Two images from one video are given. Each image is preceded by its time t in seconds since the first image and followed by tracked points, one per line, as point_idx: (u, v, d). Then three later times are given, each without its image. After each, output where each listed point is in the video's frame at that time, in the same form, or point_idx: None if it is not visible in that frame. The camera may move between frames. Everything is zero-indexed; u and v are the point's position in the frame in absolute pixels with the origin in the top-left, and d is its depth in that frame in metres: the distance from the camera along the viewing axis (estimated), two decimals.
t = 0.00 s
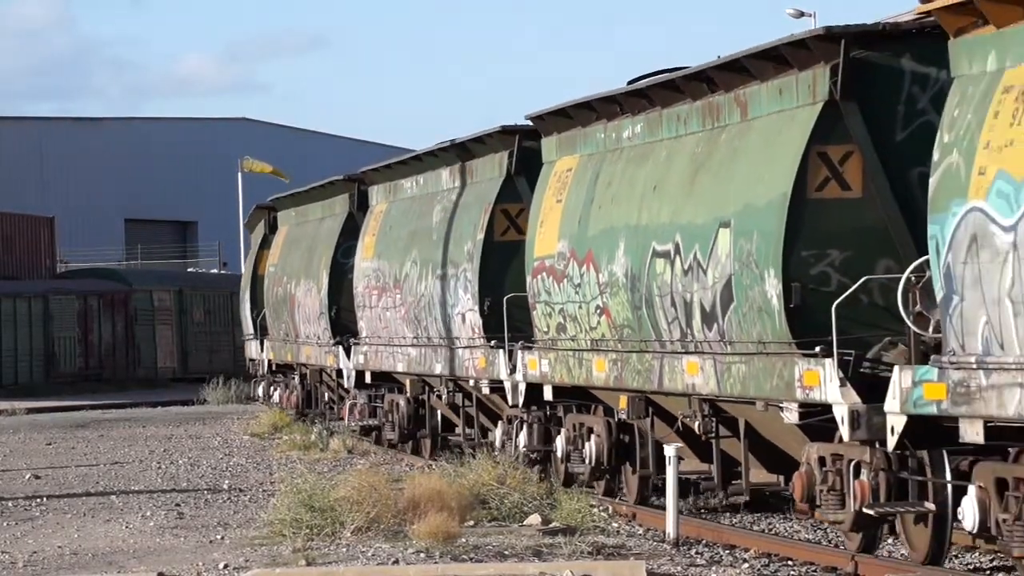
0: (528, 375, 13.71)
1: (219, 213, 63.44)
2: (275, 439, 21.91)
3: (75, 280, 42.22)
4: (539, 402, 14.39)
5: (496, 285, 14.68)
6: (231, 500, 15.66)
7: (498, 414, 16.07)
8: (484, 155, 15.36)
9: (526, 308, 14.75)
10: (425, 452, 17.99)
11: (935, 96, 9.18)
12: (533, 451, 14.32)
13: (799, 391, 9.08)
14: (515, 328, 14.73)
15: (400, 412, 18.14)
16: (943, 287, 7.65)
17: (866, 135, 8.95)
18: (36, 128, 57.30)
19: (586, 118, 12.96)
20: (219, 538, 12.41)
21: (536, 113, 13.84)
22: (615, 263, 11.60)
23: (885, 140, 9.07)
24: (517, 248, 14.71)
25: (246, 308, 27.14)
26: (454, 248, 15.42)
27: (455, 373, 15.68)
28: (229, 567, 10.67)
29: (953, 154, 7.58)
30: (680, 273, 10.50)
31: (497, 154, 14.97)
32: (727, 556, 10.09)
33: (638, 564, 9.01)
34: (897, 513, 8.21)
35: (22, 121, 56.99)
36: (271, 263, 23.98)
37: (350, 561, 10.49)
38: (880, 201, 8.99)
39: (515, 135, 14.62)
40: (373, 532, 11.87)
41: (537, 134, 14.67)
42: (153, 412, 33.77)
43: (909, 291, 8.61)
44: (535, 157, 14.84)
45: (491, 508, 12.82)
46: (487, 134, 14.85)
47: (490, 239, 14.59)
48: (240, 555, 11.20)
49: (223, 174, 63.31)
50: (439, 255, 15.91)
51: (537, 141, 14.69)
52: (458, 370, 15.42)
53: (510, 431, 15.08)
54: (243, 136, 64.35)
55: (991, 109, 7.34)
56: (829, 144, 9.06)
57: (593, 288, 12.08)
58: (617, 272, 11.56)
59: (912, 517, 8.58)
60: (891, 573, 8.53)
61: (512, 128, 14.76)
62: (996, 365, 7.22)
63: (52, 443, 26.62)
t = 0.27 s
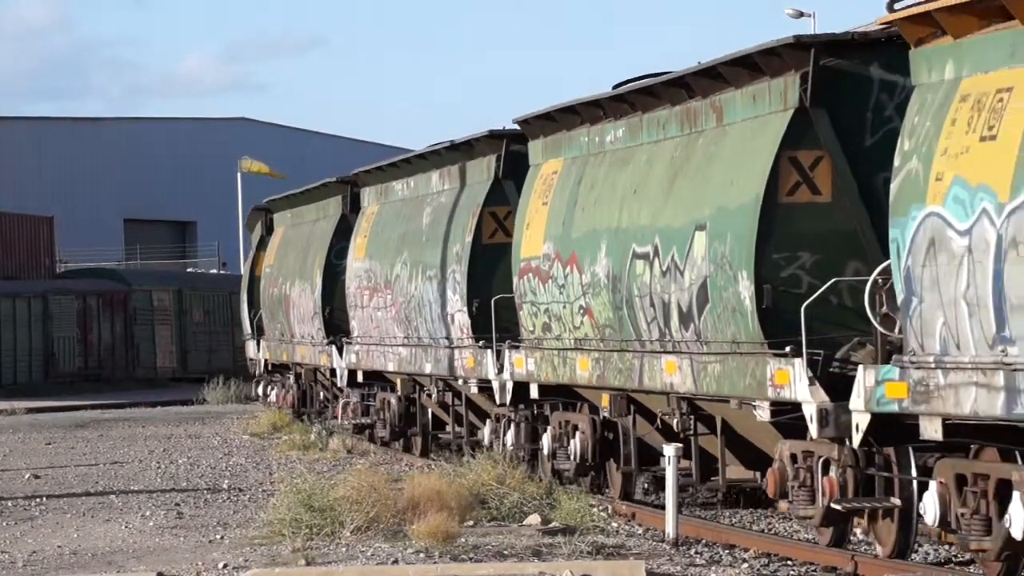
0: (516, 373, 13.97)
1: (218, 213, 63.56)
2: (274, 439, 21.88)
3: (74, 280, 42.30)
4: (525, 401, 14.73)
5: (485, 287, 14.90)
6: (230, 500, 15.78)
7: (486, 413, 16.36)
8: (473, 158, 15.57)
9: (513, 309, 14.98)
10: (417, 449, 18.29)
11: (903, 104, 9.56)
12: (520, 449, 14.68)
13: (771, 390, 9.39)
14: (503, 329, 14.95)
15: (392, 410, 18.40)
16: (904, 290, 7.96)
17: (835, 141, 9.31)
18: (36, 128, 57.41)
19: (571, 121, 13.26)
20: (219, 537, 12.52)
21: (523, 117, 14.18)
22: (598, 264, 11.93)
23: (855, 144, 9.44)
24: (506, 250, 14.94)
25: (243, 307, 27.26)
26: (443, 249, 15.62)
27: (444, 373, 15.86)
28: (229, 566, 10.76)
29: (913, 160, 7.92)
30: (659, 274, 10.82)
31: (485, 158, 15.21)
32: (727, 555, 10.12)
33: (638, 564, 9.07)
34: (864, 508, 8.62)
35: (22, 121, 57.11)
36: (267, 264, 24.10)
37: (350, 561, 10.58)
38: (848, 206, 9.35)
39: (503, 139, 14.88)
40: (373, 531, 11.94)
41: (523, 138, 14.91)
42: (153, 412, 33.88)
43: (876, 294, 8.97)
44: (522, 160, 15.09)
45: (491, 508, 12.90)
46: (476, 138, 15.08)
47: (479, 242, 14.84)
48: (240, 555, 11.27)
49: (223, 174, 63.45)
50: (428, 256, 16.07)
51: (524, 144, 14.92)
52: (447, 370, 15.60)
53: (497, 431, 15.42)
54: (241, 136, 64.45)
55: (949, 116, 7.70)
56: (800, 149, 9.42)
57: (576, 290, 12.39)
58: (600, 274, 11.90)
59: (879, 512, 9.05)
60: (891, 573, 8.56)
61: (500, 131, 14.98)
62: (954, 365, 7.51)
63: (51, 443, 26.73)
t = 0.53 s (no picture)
0: (504, 374, 14.10)
1: (218, 215, 63.67)
2: (275, 440, 21.95)
3: (75, 283, 42.45)
4: (514, 401, 14.96)
5: (475, 289, 15.11)
6: (231, 501, 15.91)
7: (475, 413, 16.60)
8: (461, 163, 15.77)
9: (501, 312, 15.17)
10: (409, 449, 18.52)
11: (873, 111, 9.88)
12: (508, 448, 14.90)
13: (744, 390, 9.74)
14: (492, 330, 15.15)
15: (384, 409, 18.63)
16: (868, 292, 8.24)
17: (805, 148, 9.64)
18: (36, 130, 57.56)
19: (556, 127, 13.52)
20: (220, 539, 12.66)
21: (509, 122, 14.43)
22: (582, 267, 12.20)
23: (825, 150, 9.77)
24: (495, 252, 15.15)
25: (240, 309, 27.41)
26: (432, 251, 15.79)
27: (434, 373, 16.01)
28: (230, 568, 10.87)
29: (876, 167, 8.19)
30: (639, 277, 11.13)
31: (474, 163, 15.42)
32: (728, 557, 10.03)
33: (638, 564, 9.02)
34: (835, 505, 8.85)
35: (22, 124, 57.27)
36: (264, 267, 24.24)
37: (350, 563, 10.66)
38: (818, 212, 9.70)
39: (493, 144, 15.08)
40: (374, 533, 11.98)
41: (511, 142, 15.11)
42: (153, 414, 34.01)
43: (844, 294, 9.40)
44: (511, 165, 15.29)
45: (491, 509, 12.87)
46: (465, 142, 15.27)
47: (468, 244, 15.06)
48: (240, 556, 11.39)
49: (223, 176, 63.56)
50: (418, 258, 16.24)
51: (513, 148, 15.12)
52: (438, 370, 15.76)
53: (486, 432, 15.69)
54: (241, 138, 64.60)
55: (910, 125, 7.97)
56: (772, 156, 9.76)
57: (560, 292, 12.64)
58: (582, 277, 12.17)
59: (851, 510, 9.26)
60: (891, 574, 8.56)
61: (488, 135, 15.17)
62: (915, 365, 7.78)
63: (52, 445, 26.88)
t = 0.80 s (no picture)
0: (493, 373, 14.31)
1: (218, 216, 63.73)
2: (275, 440, 22.04)
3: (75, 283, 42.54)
4: (502, 400, 15.16)
5: (464, 289, 15.26)
6: (230, 501, 16.02)
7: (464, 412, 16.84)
8: (452, 165, 15.91)
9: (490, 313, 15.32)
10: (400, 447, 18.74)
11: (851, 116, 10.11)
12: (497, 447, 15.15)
13: (722, 388, 10.00)
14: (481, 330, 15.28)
15: (376, 408, 18.85)
16: (839, 293, 8.57)
17: (783, 154, 9.91)
18: (36, 130, 57.70)
19: (544, 131, 13.70)
20: (219, 539, 12.77)
21: (500, 125, 14.59)
22: (567, 268, 12.42)
23: (803, 155, 10.02)
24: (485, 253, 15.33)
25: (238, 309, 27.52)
26: (423, 252, 15.93)
27: (426, 372, 16.13)
28: (229, 568, 10.97)
29: (847, 172, 8.53)
30: (623, 278, 11.38)
31: (465, 165, 15.56)
32: (727, 557, 10.03)
33: (639, 564, 8.76)
34: (811, 501, 9.13)
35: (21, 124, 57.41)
36: (261, 268, 24.35)
37: (351, 562, 10.76)
38: (796, 217, 9.98)
39: (484, 146, 15.23)
40: (373, 533, 12.04)
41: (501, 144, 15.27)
42: (152, 414, 34.10)
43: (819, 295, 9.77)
44: (502, 167, 15.44)
45: (490, 510, 12.88)
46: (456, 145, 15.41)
47: (459, 245, 15.23)
48: (239, 556, 11.48)
49: (223, 176, 63.54)
50: (409, 258, 16.39)
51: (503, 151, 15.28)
52: (429, 370, 15.89)
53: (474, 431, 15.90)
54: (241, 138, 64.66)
55: (880, 131, 8.32)
56: (751, 161, 10.03)
57: (547, 292, 12.84)
58: (569, 277, 12.37)
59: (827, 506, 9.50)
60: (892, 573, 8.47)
61: (479, 137, 15.33)
62: (883, 365, 8.12)
63: (51, 445, 27.00)
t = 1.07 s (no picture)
0: (482, 372, 14.51)
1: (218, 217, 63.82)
2: (275, 439, 22.15)
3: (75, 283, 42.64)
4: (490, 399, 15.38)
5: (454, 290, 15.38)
6: (230, 501, 16.14)
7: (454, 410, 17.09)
8: (442, 167, 16.05)
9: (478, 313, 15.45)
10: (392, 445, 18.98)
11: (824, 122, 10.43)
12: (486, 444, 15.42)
13: (699, 387, 10.27)
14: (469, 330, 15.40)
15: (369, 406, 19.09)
16: (806, 294, 8.88)
17: (758, 159, 10.20)
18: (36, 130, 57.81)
19: (530, 134, 13.88)
20: (219, 539, 12.88)
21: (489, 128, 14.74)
22: (552, 270, 12.64)
23: (778, 159, 10.35)
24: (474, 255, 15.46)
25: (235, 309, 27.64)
26: (413, 253, 16.07)
27: (417, 372, 16.27)
28: (229, 568, 11.05)
29: (815, 176, 8.84)
30: (605, 279, 11.62)
31: (454, 167, 15.71)
32: (727, 557, 10.07)
33: (639, 564, 8.82)
34: (785, 497, 9.42)
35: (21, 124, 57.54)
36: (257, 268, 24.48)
37: (351, 562, 10.83)
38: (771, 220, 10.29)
39: (472, 149, 15.40)
40: (373, 533, 12.17)
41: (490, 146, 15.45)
42: (152, 414, 34.20)
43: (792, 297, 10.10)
44: (491, 170, 15.60)
45: (490, 509, 12.97)
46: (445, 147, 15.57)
47: (449, 246, 15.35)
48: (239, 556, 11.56)
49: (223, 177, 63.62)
50: (400, 259, 16.52)
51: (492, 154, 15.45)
52: (419, 369, 16.05)
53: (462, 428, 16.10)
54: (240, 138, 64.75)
55: (845, 137, 8.66)
56: (727, 164, 10.31)
57: (533, 293, 13.04)
58: (554, 279, 12.59)
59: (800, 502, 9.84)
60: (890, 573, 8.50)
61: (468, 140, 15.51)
62: (848, 364, 8.44)
63: (50, 445, 27.11)
